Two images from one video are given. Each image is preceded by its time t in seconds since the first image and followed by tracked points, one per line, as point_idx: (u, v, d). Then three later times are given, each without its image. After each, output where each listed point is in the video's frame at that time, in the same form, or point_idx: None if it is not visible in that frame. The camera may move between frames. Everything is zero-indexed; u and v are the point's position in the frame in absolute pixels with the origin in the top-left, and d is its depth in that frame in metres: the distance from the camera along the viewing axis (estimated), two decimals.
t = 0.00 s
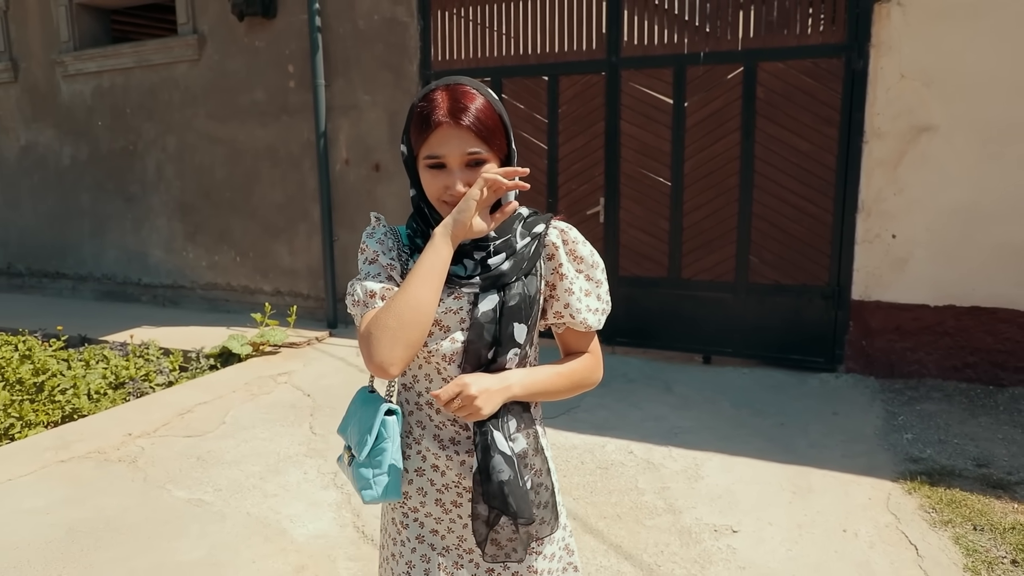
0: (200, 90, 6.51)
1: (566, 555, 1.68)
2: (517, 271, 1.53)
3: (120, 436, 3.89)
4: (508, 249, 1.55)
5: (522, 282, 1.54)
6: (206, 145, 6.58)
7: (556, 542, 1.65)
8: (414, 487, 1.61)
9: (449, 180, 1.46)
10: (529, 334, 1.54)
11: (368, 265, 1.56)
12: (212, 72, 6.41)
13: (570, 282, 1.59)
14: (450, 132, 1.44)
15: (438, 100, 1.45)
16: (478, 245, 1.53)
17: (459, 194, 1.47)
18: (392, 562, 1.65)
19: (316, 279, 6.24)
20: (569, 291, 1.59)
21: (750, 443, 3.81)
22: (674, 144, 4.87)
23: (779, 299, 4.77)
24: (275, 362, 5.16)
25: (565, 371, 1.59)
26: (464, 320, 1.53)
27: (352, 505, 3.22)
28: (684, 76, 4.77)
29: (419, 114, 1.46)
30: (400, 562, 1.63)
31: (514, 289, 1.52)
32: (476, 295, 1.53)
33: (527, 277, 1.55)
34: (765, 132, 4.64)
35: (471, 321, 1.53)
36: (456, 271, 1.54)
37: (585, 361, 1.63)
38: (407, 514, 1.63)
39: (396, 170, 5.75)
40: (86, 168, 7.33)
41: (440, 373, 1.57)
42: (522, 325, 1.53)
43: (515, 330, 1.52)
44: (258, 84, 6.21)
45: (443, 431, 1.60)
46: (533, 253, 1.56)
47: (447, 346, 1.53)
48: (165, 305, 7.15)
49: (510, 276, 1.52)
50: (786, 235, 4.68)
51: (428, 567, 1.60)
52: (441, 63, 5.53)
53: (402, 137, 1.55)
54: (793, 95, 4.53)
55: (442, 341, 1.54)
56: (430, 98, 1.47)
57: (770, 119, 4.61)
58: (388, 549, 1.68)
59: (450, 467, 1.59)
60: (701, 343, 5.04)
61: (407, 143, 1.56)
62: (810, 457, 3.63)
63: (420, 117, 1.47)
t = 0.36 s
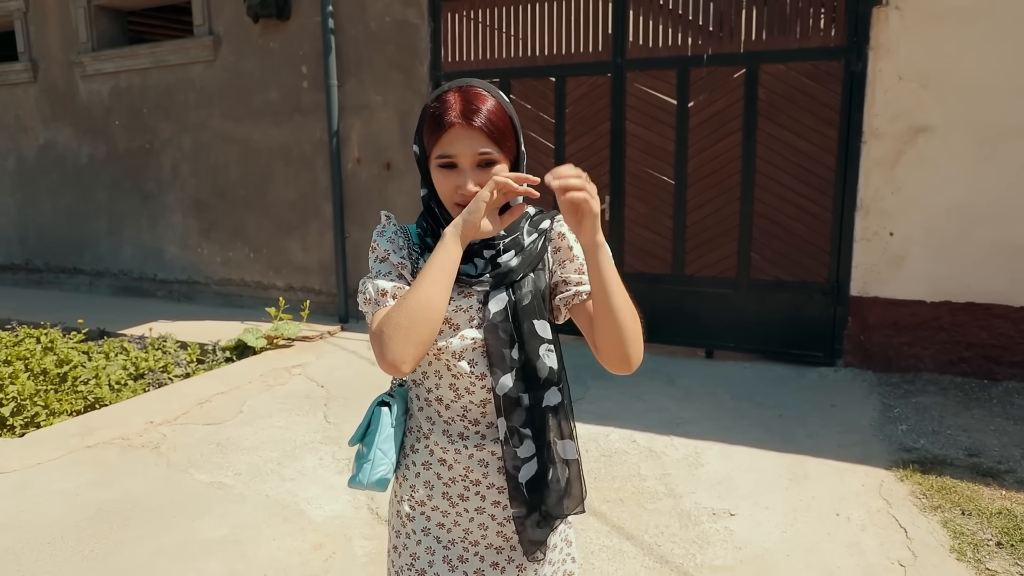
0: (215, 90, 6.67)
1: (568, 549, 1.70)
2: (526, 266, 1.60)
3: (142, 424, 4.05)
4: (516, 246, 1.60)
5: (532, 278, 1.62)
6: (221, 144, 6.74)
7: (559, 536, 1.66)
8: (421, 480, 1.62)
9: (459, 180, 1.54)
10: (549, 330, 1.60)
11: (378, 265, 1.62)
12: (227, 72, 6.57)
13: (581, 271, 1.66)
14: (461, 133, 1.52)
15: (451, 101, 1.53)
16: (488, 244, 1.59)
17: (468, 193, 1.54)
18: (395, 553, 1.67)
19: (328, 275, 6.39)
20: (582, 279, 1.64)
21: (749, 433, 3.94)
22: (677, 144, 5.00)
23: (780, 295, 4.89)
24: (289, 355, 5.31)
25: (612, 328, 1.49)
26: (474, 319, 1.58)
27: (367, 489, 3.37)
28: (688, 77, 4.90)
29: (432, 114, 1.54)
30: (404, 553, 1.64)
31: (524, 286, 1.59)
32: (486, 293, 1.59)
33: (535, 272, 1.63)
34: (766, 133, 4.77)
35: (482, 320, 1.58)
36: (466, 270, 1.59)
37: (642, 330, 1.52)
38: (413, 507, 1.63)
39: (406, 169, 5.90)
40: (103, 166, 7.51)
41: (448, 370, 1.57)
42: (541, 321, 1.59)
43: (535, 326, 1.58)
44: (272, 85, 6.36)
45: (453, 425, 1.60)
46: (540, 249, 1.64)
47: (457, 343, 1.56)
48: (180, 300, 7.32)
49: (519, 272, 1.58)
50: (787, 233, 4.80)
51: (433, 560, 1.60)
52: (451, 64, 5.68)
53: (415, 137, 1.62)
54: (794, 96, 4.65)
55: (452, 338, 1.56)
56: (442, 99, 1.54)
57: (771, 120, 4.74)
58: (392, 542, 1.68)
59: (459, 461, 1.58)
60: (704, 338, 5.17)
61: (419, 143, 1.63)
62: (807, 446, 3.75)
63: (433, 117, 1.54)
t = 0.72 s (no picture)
0: (231, 90, 6.85)
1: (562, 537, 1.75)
2: (508, 248, 1.63)
3: (165, 411, 4.23)
4: (497, 231, 1.63)
5: (516, 258, 1.65)
6: (237, 143, 6.92)
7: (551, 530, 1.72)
8: (408, 477, 1.63)
9: (455, 169, 1.54)
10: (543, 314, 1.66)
11: (367, 259, 1.61)
12: (243, 73, 6.75)
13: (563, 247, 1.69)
14: (459, 122, 1.52)
15: (450, 90, 1.54)
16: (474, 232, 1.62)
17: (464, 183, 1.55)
18: (384, 551, 1.65)
19: (340, 270, 6.56)
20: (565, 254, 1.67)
21: (750, 422, 4.08)
22: (681, 143, 5.14)
23: (781, 290, 5.02)
24: (304, 347, 5.48)
25: (561, 192, 1.49)
26: (462, 312, 1.61)
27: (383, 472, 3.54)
28: (692, 78, 5.04)
29: (430, 102, 1.54)
30: (393, 550, 1.62)
31: (506, 265, 1.63)
32: (473, 285, 1.61)
33: (519, 253, 1.66)
34: (768, 132, 4.90)
35: (470, 312, 1.61)
36: (453, 263, 1.61)
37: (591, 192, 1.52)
38: (401, 504, 1.63)
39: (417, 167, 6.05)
40: (121, 164, 7.70)
41: (438, 364, 1.61)
42: (536, 305, 1.65)
43: (530, 310, 1.63)
44: (286, 85, 6.53)
45: (442, 420, 1.63)
46: (522, 232, 1.65)
47: (446, 335, 1.60)
48: (196, 295, 7.50)
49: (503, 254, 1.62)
50: (788, 229, 4.93)
51: (422, 557, 1.60)
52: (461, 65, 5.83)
53: (410, 126, 1.62)
54: (795, 96, 4.78)
55: (441, 331, 1.61)
56: (442, 87, 1.56)
57: (773, 119, 4.87)
58: (379, 541, 1.68)
59: (447, 456, 1.61)
60: (707, 332, 5.31)
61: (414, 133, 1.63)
62: (806, 435, 3.89)
63: (430, 106, 1.55)
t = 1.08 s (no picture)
0: (250, 91, 7.04)
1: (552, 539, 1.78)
2: (498, 248, 1.68)
3: (190, 400, 4.42)
4: (488, 230, 1.68)
5: (506, 258, 1.71)
6: (255, 142, 7.12)
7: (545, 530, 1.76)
8: (400, 471, 1.69)
9: (448, 169, 1.59)
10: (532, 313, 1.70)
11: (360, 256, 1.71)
12: (261, 74, 6.94)
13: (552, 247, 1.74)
14: (450, 123, 1.59)
15: (441, 92, 1.61)
16: (466, 231, 1.67)
17: (457, 182, 1.60)
18: (378, 541, 1.71)
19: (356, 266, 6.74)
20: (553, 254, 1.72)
21: (752, 412, 4.22)
22: (688, 142, 5.28)
23: (785, 285, 5.15)
24: (321, 340, 5.67)
25: (551, 199, 1.57)
26: (454, 308, 1.67)
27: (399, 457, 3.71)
28: (698, 79, 5.18)
29: (423, 104, 1.61)
30: (388, 542, 1.68)
31: (497, 266, 1.69)
32: (465, 282, 1.67)
33: (510, 252, 1.71)
34: (772, 131, 5.03)
35: (462, 308, 1.67)
36: (443, 260, 1.67)
37: (581, 202, 1.60)
38: (394, 497, 1.69)
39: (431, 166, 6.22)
40: (143, 163, 7.93)
41: (431, 357, 1.68)
42: (525, 305, 1.70)
43: (519, 310, 1.68)
44: (304, 86, 6.72)
45: (434, 415, 1.70)
46: (512, 231, 1.70)
47: (438, 329, 1.66)
48: (215, 291, 7.71)
49: (493, 253, 1.67)
50: (791, 226, 5.07)
51: (415, 551, 1.64)
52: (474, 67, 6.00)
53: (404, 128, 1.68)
54: (798, 96, 4.91)
55: (433, 325, 1.67)
56: (433, 89, 1.63)
57: (776, 119, 5.00)
58: (374, 534, 1.73)
59: (438, 450, 1.67)
60: (712, 326, 5.44)
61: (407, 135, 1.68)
62: (805, 424, 4.02)
63: (423, 108, 1.62)
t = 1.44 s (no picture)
0: (273, 92, 7.28)
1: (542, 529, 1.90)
2: (489, 250, 1.81)
3: (216, 388, 4.65)
4: (480, 232, 1.81)
5: (497, 259, 1.84)
6: (278, 142, 7.36)
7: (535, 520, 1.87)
8: (397, 462, 1.83)
9: (441, 173, 1.74)
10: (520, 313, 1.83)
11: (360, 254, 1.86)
12: (284, 76, 7.18)
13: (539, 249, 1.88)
14: (442, 128, 1.74)
15: (434, 101, 1.77)
16: (459, 232, 1.82)
17: (450, 186, 1.74)
18: (380, 529, 1.86)
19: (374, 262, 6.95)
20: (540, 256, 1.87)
21: (756, 403, 4.36)
22: (696, 142, 5.42)
23: (791, 282, 5.27)
24: (341, 333, 5.88)
25: (537, 210, 1.73)
26: (446, 306, 1.79)
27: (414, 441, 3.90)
28: (706, 81, 5.32)
29: (417, 112, 1.77)
30: (388, 529, 1.84)
31: (488, 268, 1.82)
32: (456, 282, 1.80)
33: (501, 254, 1.85)
34: (778, 131, 5.16)
35: (454, 307, 1.79)
36: (436, 260, 1.80)
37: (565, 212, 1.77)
38: (392, 487, 1.83)
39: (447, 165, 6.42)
40: (169, 163, 8.20)
41: (424, 353, 1.80)
42: (512, 307, 1.82)
43: (507, 311, 1.81)
44: (325, 88, 6.94)
45: (428, 410, 1.82)
46: (502, 234, 1.84)
47: (431, 327, 1.79)
48: (239, 286, 7.96)
49: (484, 255, 1.80)
50: (797, 224, 5.19)
51: (411, 537, 1.79)
52: (489, 69, 6.18)
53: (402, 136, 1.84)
54: (804, 97, 5.04)
55: (426, 323, 1.79)
56: (427, 99, 1.79)
57: (783, 120, 5.13)
58: (376, 522, 1.88)
59: (431, 443, 1.79)
60: (721, 321, 5.58)
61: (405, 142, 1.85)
62: (807, 415, 4.16)
63: (417, 116, 1.77)
